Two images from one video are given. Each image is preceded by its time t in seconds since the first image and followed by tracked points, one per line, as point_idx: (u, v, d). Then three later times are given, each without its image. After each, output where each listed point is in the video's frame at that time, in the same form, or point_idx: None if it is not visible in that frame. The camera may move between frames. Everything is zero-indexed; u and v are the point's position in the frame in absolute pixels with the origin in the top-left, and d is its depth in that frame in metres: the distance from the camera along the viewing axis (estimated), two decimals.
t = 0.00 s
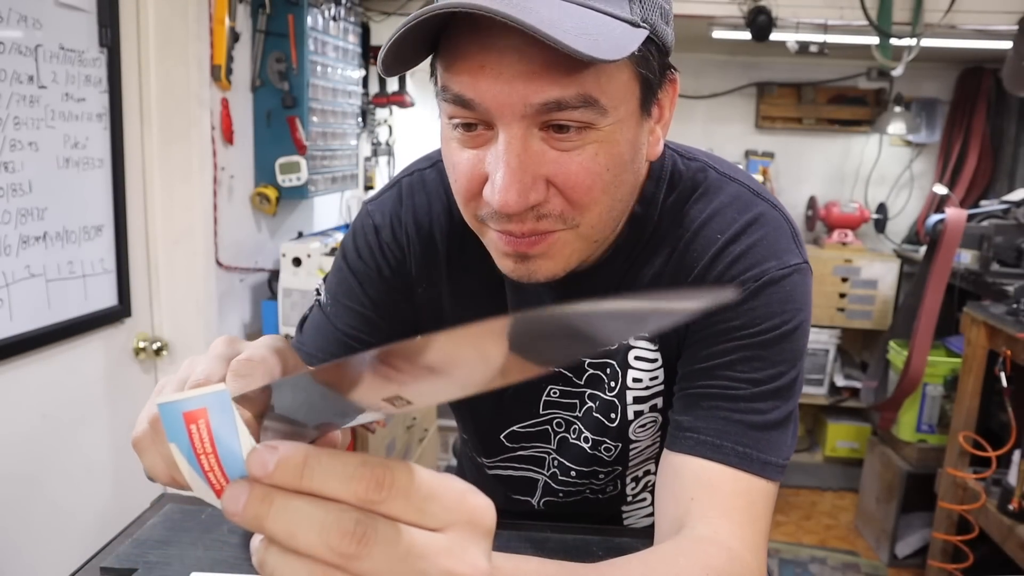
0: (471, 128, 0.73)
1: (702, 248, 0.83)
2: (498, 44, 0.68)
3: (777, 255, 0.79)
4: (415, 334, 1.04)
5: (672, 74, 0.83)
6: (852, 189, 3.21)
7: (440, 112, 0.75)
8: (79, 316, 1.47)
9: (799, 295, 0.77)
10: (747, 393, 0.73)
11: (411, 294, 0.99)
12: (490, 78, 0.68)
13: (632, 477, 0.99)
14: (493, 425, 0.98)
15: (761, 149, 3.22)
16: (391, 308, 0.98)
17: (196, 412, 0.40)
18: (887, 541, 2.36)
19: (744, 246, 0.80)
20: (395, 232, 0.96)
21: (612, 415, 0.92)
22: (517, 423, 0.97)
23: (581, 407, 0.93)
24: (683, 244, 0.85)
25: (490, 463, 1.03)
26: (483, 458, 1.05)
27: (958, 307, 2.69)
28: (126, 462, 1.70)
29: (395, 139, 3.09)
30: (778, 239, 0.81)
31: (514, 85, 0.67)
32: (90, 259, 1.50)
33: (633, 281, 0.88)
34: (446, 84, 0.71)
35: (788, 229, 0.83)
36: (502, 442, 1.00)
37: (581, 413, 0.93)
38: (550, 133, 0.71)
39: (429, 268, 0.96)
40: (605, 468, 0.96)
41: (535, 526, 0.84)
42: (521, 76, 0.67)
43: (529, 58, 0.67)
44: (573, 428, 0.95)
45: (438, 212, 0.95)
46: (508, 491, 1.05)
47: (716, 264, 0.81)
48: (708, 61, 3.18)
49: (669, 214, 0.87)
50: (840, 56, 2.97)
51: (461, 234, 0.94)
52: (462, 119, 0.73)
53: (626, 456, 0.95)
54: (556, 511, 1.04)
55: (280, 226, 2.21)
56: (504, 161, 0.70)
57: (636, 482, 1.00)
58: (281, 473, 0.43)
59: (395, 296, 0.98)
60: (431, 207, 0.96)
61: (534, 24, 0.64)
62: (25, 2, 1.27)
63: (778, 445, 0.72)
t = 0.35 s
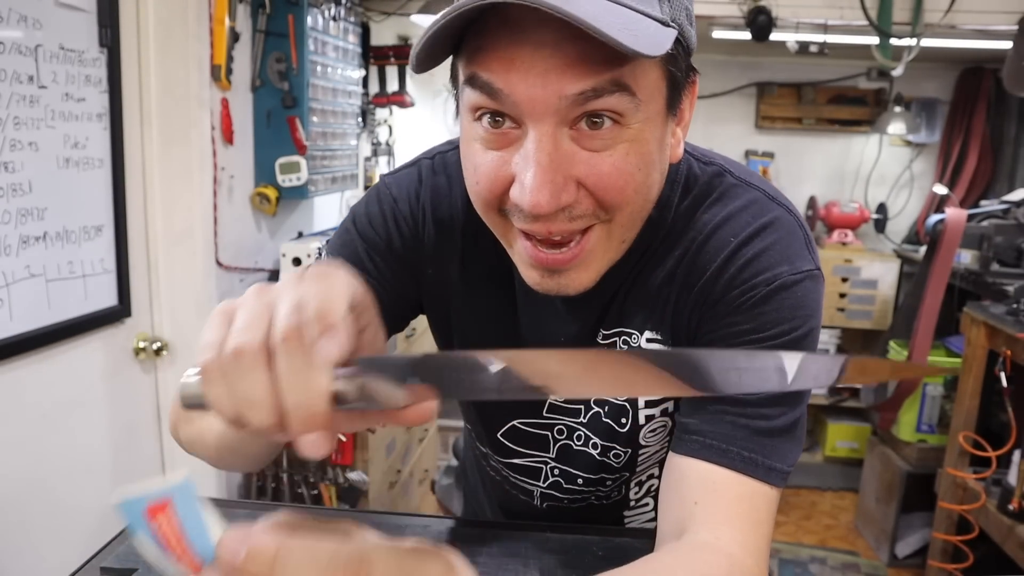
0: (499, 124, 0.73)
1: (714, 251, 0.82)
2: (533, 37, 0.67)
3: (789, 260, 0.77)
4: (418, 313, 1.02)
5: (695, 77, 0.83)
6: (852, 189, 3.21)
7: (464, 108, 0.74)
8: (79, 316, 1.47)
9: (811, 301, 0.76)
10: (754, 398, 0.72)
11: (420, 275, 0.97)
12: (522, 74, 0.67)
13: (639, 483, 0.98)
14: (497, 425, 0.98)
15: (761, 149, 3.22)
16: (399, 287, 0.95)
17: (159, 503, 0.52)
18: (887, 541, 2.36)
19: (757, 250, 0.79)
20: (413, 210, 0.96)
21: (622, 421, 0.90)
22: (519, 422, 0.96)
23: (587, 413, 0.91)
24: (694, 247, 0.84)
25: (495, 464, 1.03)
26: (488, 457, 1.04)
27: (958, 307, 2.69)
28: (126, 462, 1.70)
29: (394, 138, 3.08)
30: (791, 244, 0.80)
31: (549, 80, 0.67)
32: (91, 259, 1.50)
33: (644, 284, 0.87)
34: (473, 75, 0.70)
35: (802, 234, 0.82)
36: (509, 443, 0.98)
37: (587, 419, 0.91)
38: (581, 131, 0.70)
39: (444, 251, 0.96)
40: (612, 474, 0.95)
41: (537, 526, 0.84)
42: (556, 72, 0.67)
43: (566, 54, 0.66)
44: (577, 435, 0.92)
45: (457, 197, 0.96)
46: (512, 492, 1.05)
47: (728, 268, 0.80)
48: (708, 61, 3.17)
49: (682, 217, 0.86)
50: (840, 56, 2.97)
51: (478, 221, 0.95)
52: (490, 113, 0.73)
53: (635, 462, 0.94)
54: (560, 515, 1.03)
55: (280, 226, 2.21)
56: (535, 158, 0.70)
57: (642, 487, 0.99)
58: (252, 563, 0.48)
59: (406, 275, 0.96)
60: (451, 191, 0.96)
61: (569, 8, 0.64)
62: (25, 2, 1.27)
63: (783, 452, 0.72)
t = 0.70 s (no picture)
0: (526, 135, 0.71)
1: (721, 252, 0.82)
2: (569, 47, 0.65)
3: (795, 261, 0.77)
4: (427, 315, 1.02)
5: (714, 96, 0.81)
6: (852, 189, 3.21)
7: (489, 118, 0.72)
8: (79, 316, 1.47)
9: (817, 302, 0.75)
10: (758, 400, 0.73)
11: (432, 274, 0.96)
12: (556, 85, 0.65)
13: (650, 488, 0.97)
14: (504, 431, 0.97)
15: (761, 149, 3.23)
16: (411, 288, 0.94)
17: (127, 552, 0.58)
18: (887, 541, 2.36)
19: (763, 249, 0.78)
20: (425, 212, 0.95)
21: (634, 425, 0.90)
22: (529, 428, 0.95)
23: (597, 416, 0.91)
24: (702, 248, 0.84)
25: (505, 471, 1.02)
26: (499, 463, 1.04)
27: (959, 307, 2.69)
28: (126, 462, 1.70)
29: (394, 138, 3.08)
30: (798, 244, 0.79)
31: (586, 92, 0.65)
32: (91, 259, 1.50)
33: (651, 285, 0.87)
34: (502, 85, 0.68)
35: (808, 234, 0.82)
36: (519, 451, 0.97)
37: (598, 423, 0.91)
38: (613, 143, 0.69)
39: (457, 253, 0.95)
40: (625, 480, 0.95)
41: (541, 528, 0.84)
42: (594, 84, 0.64)
43: (605, 66, 0.64)
44: (587, 440, 0.92)
45: (469, 199, 0.95)
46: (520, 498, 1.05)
47: (733, 267, 0.80)
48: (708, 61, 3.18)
49: (691, 218, 0.86)
50: (839, 56, 2.97)
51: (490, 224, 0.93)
52: (516, 125, 0.71)
53: (647, 466, 0.93)
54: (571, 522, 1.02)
55: (280, 226, 2.22)
56: (568, 172, 0.67)
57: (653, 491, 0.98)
58: None
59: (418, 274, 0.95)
60: (462, 193, 0.95)
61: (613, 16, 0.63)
62: (25, 2, 1.27)
63: (785, 453, 0.71)
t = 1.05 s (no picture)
0: (526, 139, 0.71)
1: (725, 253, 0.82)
2: (571, 50, 0.65)
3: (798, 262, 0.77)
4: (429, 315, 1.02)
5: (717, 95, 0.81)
6: (852, 189, 3.21)
7: (489, 122, 0.72)
8: (79, 317, 1.47)
9: (819, 302, 0.76)
10: (760, 401, 0.73)
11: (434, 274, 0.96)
12: (557, 89, 0.65)
13: (651, 489, 0.97)
14: (504, 430, 0.97)
15: (761, 149, 3.23)
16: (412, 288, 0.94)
17: (149, 536, 0.55)
18: (887, 542, 2.36)
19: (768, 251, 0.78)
20: (424, 211, 0.95)
21: (635, 426, 0.90)
22: (529, 428, 0.95)
23: (597, 418, 0.91)
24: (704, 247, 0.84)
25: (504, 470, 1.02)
26: (498, 463, 1.03)
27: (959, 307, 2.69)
28: (127, 462, 1.70)
29: (394, 139, 3.08)
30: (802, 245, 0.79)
31: (586, 97, 0.65)
32: (91, 259, 1.50)
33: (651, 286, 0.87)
34: (503, 89, 0.68)
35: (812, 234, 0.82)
36: (519, 451, 0.97)
37: (597, 425, 0.92)
38: (614, 149, 0.69)
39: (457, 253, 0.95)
40: (626, 481, 0.94)
41: (538, 528, 0.84)
42: (595, 90, 0.65)
43: (606, 70, 0.64)
44: (587, 441, 0.92)
45: (468, 199, 0.95)
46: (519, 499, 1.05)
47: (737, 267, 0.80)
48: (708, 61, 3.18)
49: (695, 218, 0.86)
50: (839, 56, 2.97)
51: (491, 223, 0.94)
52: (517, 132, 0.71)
53: (647, 467, 0.93)
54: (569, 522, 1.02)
55: (280, 226, 2.22)
56: (568, 177, 0.67)
57: (653, 494, 0.98)
58: None
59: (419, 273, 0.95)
60: (462, 193, 0.95)
61: (617, 22, 0.62)
62: (25, 2, 1.27)
63: (788, 455, 0.72)
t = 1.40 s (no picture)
0: (502, 139, 0.71)
1: (723, 252, 0.81)
2: (539, 52, 0.66)
3: (798, 260, 0.77)
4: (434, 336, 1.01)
5: (712, 91, 0.80)
6: (852, 190, 3.21)
7: (472, 121, 0.73)
8: (79, 316, 1.47)
9: (820, 302, 0.76)
10: (760, 400, 0.73)
11: (432, 297, 0.95)
12: (528, 91, 0.66)
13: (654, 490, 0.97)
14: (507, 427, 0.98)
15: (761, 149, 3.23)
16: (412, 316, 0.94)
17: (151, 496, 0.48)
18: (887, 542, 2.36)
19: (769, 250, 0.78)
20: (413, 234, 0.94)
21: (634, 426, 0.90)
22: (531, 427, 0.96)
23: (597, 419, 0.92)
24: (703, 247, 0.83)
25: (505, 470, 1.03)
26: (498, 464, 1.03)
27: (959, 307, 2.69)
28: (127, 462, 1.70)
29: (395, 139, 3.08)
30: (802, 244, 0.79)
31: (554, 99, 0.65)
32: (91, 259, 1.50)
33: (650, 286, 0.87)
34: (479, 93, 0.69)
35: (813, 233, 0.82)
36: (520, 449, 0.98)
37: (597, 426, 0.92)
38: (586, 150, 0.69)
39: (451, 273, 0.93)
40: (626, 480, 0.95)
41: (533, 529, 0.84)
42: (562, 92, 0.65)
43: (573, 74, 0.65)
44: (586, 442, 0.93)
45: (458, 215, 0.93)
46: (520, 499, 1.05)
47: (738, 266, 0.80)
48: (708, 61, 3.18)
49: (695, 217, 0.86)
50: (840, 56, 2.97)
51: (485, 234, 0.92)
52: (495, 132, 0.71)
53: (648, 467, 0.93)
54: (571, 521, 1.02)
55: (280, 226, 2.22)
56: (538, 177, 0.68)
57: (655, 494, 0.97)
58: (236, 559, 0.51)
59: (415, 300, 0.94)
60: (451, 208, 0.93)
61: (566, 28, 0.62)
62: (25, 2, 1.27)
63: (789, 455, 0.72)
